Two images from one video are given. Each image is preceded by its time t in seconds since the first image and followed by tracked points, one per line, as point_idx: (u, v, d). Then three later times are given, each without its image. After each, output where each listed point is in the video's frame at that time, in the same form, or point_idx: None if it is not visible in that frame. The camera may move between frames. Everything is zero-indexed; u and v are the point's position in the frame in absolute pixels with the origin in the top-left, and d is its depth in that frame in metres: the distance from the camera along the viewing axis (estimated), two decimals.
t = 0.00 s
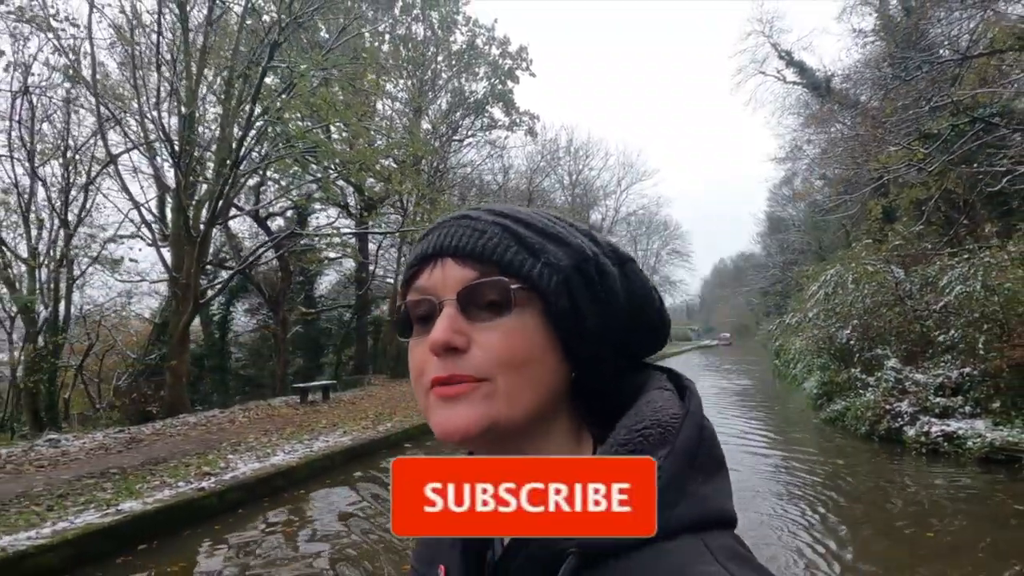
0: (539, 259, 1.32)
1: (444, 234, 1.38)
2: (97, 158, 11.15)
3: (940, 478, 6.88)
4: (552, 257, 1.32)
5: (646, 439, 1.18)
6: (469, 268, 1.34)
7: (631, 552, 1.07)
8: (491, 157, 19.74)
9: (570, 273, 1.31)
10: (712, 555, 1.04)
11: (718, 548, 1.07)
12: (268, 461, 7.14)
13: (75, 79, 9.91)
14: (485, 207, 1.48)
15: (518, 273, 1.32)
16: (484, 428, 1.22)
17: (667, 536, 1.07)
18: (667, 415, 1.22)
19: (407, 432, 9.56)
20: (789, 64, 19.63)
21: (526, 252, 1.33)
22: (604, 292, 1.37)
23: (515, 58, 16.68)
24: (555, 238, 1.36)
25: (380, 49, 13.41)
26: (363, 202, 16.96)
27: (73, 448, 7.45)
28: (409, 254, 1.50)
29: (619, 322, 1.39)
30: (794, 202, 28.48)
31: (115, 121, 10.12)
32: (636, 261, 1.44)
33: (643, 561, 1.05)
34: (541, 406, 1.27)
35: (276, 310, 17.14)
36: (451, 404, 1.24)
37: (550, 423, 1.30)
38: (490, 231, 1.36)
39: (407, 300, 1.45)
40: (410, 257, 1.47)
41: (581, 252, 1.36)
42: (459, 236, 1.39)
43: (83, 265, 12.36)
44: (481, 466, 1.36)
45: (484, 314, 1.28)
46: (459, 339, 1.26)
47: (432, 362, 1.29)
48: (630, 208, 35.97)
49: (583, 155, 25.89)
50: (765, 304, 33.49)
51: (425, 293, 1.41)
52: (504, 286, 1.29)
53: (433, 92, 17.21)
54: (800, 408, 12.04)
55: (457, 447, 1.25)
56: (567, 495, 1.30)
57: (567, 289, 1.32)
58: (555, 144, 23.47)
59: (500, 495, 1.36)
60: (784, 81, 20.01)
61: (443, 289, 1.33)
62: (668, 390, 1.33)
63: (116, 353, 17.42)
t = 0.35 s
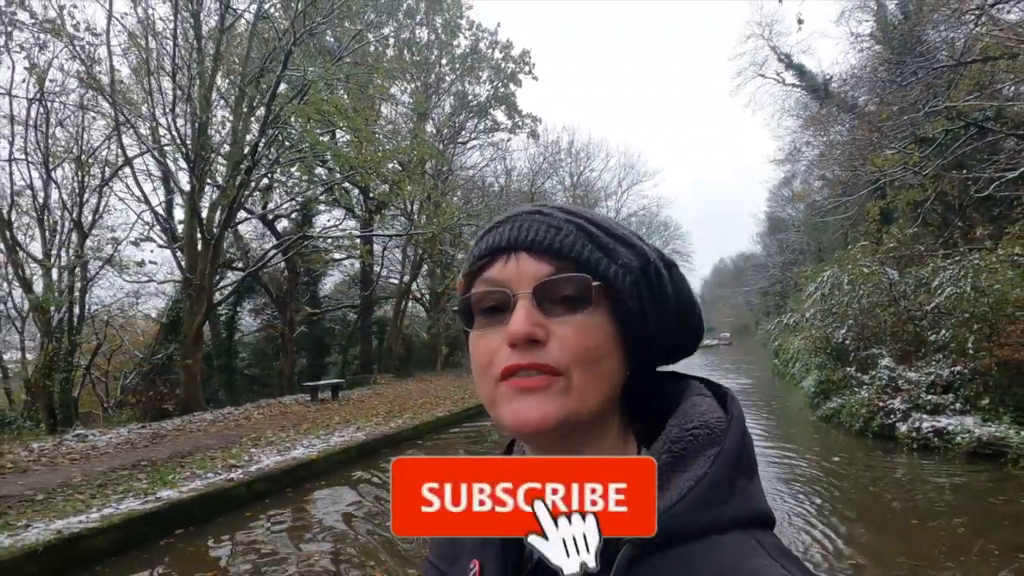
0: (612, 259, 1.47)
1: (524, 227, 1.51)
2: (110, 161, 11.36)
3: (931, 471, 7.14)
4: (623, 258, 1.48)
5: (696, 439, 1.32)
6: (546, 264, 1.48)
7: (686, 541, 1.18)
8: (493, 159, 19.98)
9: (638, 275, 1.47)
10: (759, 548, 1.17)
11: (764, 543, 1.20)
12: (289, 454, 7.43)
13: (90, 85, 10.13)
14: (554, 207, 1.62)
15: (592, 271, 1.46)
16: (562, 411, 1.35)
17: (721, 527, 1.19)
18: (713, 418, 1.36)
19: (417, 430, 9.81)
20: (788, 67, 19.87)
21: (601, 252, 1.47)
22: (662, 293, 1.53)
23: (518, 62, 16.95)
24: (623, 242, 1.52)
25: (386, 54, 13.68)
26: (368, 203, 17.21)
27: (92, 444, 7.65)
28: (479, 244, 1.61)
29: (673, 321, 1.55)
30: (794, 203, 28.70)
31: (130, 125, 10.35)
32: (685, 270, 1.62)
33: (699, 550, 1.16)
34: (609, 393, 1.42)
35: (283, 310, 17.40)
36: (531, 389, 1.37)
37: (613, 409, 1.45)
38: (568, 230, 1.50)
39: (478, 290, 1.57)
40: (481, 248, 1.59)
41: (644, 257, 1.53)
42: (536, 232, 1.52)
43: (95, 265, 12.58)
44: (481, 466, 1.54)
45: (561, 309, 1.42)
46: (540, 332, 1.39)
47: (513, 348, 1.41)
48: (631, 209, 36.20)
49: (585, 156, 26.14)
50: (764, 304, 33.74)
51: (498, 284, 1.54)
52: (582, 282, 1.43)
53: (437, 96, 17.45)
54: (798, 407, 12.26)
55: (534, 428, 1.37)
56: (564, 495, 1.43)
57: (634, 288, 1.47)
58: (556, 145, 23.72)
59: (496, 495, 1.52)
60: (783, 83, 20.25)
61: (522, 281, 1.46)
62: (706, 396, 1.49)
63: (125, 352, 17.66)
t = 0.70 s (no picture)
0: (625, 263, 1.48)
1: (539, 231, 1.53)
2: (122, 164, 11.63)
3: (923, 467, 7.35)
4: (636, 263, 1.49)
5: (704, 442, 1.35)
6: (560, 267, 1.50)
7: (693, 541, 1.22)
8: (496, 160, 20.19)
9: (650, 279, 1.49)
10: (763, 546, 1.21)
11: (766, 543, 1.24)
12: (308, 448, 7.69)
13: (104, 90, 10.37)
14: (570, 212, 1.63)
15: (605, 276, 1.48)
16: (571, 410, 1.37)
17: (729, 525, 1.23)
18: (720, 421, 1.39)
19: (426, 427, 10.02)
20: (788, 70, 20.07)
21: (614, 257, 1.49)
22: (673, 298, 1.55)
23: (520, 65, 17.15)
24: (636, 247, 1.54)
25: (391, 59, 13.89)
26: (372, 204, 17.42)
27: (108, 439, 7.87)
28: (496, 246, 1.64)
29: (684, 325, 1.57)
30: (794, 204, 28.92)
31: (142, 129, 10.60)
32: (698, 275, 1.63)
33: (707, 548, 1.20)
34: (619, 395, 1.44)
35: (289, 309, 17.62)
36: (542, 388, 1.39)
37: (622, 409, 1.47)
38: (583, 235, 1.51)
39: (493, 290, 1.60)
40: (499, 250, 1.61)
41: (658, 262, 1.54)
42: (551, 235, 1.54)
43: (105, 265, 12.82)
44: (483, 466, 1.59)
45: (573, 311, 1.44)
46: (551, 333, 1.42)
47: (525, 348, 1.44)
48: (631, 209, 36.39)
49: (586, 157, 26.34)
50: (764, 304, 33.90)
51: (513, 286, 1.56)
52: (594, 287, 1.45)
53: (441, 98, 17.66)
54: (796, 405, 12.46)
55: (545, 427, 1.40)
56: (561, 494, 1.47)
57: (646, 294, 1.49)
58: (558, 147, 23.94)
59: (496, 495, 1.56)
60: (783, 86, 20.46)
61: (535, 284, 1.48)
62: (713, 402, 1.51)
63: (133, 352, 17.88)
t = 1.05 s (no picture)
0: (598, 258, 1.42)
1: (512, 233, 1.50)
2: (133, 166, 11.89)
3: (915, 461, 7.59)
4: (610, 257, 1.42)
5: (700, 441, 1.32)
6: (535, 264, 1.44)
7: (685, 538, 1.18)
8: (498, 162, 20.43)
9: (625, 273, 1.42)
10: (756, 542, 1.15)
11: (763, 542, 1.18)
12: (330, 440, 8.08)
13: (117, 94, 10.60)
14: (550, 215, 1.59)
15: (578, 271, 1.41)
16: (542, 406, 1.30)
17: (723, 523, 1.18)
18: (718, 419, 1.36)
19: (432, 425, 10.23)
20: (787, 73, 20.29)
21: (588, 253, 1.43)
22: (657, 294, 1.47)
23: (523, 69, 17.40)
24: (615, 243, 1.47)
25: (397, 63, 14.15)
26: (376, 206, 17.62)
27: (123, 436, 8.08)
28: (480, 252, 1.61)
29: (671, 322, 1.49)
30: (793, 204, 29.16)
31: (155, 133, 10.85)
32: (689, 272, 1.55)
33: (696, 544, 1.16)
34: (600, 392, 1.36)
35: (296, 309, 17.89)
36: (514, 384, 1.32)
37: (605, 407, 1.39)
38: (557, 233, 1.47)
39: (476, 293, 1.55)
40: (481, 254, 1.58)
41: (639, 257, 1.47)
42: (526, 236, 1.50)
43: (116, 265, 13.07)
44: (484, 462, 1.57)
45: (545, 306, 1.38)
46: (523, 327, 1.35)
47: (498, 344, 1.37)
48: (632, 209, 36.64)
49: (587, 158, 26.58)
50: (763, 303, 34.20)
51: (493, 287, 1.51)
52: (567, 281, 1.39)
53: (444, 101, 17.90)
54: (794, 403, 12.69)
55: (518, 423, 1.33)
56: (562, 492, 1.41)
57: (624, 289, 1.42)
58: (559, 148, 24.17)
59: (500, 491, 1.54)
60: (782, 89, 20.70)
61: (508, 281, 1.43)
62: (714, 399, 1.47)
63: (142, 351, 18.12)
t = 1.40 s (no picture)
0: (593, 261, 1.48)
1: (507, 239, 1.55)
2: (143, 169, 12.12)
3: (907, 457, 7.81)
4: (605, 259, 1.48)
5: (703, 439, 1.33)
6: (531, 269, 1.50)
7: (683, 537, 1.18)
8: (500, 163, 20.67)
9: (619, 275, 1.48)
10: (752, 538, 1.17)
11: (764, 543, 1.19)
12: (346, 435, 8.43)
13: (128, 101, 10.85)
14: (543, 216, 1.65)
15: (573, 275, 1.47)
16: (544, 412, 1.36)
17: (723, 523, 1.19)
18: (721, 419, 1.37)
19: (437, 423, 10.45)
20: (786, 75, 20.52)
21: (583, 256, 1.49)
22: (651, 292, 1.55)
23: (525, 72, 17.64)
24: (609, 244, 1.53)
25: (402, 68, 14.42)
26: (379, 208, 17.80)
27: (139, 433, 8.31)
28: (476, 257, 1.67)
29: (665, 321, 1.56)
30: (793, 205, 29.38)
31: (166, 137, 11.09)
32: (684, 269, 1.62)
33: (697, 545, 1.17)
34: (598, 393, 1.42)
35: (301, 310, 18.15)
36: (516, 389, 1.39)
37: (606, 407, 1.45)
38: (551, 237, 1.53)
39: (475, 299, 1.62)
40: (477, 260, 1.64)
41: (633, 256, 1.54)
42: (521, 241, 1.55)
43: (125, 266, 13.28)
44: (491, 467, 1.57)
45: (543, 312, 1.44)
46: (522, 334, 1.41)
47: (498, 352, 1.44)
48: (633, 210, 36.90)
49: (589, 160, 26.81)
50: (762, 302, 34.46)
51: (491, 292, 1.58)
52: (563, 286, 1.45)
53: (448, 104, 18.14)
54: (793, 402, 12.91)
55: (521, 427, 1.40)
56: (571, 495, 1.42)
57: (620, 290, 1.49)
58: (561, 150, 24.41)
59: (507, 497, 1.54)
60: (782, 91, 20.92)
61: (505, 288, 1.50)
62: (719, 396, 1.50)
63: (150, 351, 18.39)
